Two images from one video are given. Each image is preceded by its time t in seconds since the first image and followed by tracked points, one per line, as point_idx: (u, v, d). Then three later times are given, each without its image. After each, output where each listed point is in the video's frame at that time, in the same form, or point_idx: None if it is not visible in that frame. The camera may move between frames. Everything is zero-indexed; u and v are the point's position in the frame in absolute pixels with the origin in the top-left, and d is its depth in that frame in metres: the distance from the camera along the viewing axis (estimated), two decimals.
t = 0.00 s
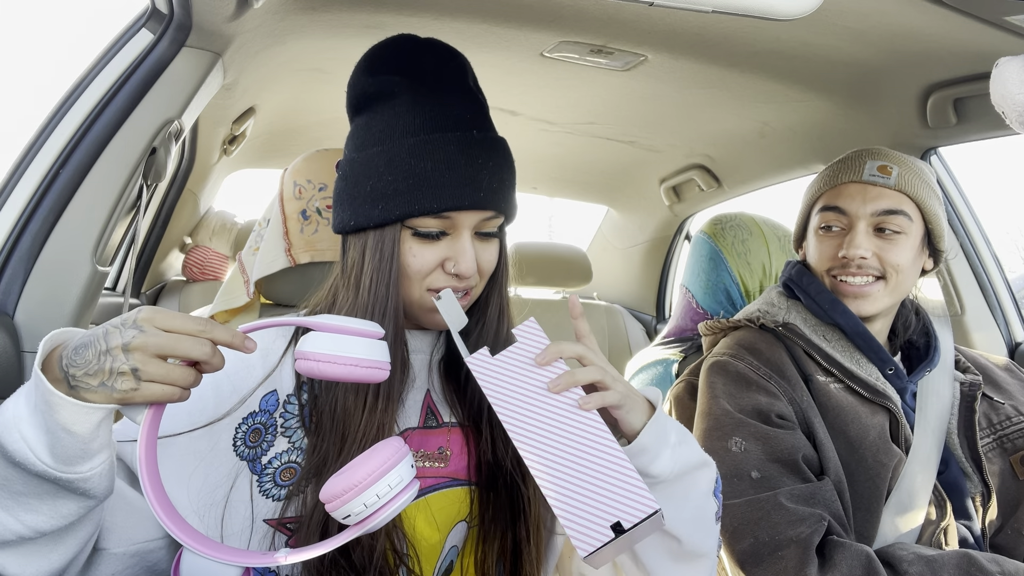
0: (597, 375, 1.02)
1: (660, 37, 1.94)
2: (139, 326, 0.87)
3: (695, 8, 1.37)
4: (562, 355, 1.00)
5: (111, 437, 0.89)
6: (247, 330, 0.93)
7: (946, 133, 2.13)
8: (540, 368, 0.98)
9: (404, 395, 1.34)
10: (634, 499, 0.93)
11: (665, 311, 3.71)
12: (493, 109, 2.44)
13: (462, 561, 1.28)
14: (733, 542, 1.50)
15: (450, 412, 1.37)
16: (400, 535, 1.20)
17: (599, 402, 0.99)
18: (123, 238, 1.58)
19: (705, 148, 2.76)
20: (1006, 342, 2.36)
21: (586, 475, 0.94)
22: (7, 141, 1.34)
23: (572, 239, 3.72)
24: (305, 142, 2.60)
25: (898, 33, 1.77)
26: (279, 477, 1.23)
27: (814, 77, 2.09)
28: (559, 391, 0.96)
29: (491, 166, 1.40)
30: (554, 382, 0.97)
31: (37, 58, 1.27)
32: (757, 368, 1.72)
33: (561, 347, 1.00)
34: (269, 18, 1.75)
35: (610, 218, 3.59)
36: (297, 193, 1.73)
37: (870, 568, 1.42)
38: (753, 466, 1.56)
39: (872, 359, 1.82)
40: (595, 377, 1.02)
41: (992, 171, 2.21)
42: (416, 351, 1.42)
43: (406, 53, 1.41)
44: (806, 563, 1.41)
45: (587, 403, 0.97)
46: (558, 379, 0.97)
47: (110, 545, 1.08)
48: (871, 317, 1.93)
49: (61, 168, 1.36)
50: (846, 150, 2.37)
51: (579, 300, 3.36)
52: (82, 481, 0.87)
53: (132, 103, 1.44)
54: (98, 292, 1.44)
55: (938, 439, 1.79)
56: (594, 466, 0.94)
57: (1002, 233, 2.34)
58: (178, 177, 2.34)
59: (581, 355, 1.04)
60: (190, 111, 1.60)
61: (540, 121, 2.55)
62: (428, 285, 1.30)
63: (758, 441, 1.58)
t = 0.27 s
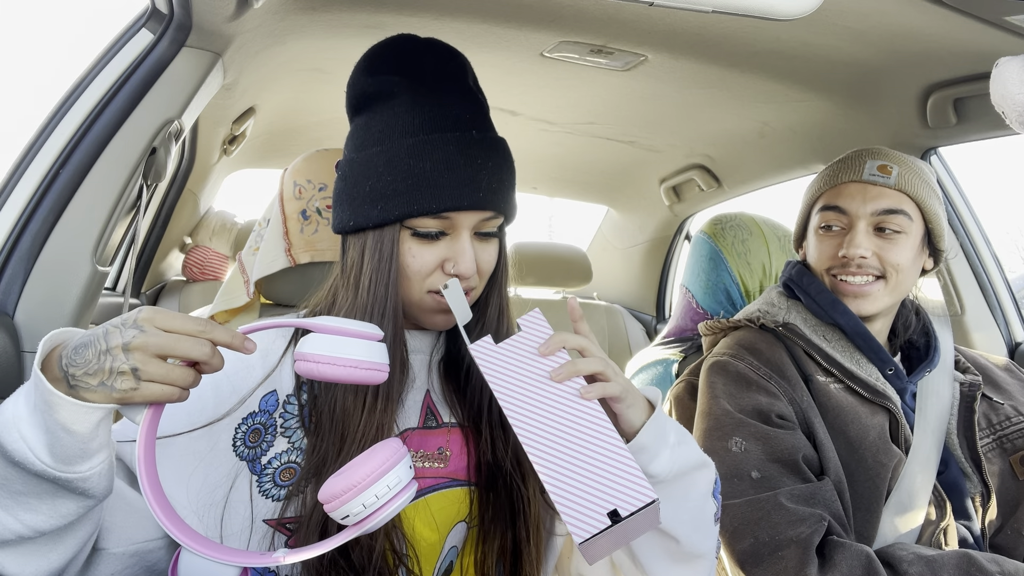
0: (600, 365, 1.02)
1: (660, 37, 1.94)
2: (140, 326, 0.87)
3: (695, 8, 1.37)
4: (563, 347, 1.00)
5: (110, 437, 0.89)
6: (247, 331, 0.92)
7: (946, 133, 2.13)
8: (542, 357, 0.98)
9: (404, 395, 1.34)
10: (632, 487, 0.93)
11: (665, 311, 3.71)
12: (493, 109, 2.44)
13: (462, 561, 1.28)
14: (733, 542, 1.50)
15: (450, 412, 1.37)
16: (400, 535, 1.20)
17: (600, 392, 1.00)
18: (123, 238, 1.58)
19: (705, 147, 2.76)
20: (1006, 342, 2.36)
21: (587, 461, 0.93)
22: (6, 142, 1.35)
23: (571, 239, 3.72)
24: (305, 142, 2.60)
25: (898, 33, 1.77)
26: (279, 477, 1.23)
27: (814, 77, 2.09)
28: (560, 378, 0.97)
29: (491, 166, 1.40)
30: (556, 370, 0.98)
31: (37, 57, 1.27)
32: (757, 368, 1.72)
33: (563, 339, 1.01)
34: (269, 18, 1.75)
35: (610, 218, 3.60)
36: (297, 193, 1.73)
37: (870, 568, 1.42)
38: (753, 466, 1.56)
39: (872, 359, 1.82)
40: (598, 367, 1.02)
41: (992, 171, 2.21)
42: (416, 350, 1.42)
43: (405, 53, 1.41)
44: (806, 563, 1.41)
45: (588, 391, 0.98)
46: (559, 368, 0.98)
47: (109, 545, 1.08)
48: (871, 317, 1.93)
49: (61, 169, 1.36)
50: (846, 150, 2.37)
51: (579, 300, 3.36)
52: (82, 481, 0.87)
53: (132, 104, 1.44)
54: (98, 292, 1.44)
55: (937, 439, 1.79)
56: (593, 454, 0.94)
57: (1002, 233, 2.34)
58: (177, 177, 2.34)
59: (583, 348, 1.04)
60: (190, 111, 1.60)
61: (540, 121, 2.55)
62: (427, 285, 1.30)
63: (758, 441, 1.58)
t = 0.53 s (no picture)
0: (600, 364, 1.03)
1: (660, 37, 1.94)
2: (141, 328, 0.88)
3: (695, 8, 1.37)
4: (563, 345, 1.01)
5: (110, 440, 0.89)
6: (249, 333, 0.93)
7: (946, 133, 2.13)
8: (543, 356, 0.99)
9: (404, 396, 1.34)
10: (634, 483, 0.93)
11: (665, 311, 3.71)
12: (493, 109, 2.44)
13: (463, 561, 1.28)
14: (733, 542, 1.50)
15: (449, 412, 1.37)
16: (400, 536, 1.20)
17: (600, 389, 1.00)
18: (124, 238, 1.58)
19: (705, 147, 2.76)
20: (1006, 342, 2.36)
21: (592, 457, 0.93)
22: (6, 142, 1.35)
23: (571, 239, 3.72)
24: (305, 142, 2.60)
25: (898, 33, 1.77)
26: (279, 478, 1.23)
27: (814, 77, 2.09)
28: (561, 376, 0.97)
29: (490, 166, 1.40)
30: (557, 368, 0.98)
31: (37, 57, 1.27)
32: (757, 368, 1.72)
33: (564, 337, 1.01)
34: (269, 18, 1.75)
35: (610, 218, 3.60)
36: (297, 193, 1.73)
37: (870, 568, 1.42)
38: (754, 466, 1.56)
39: (872, 359, 1.82)
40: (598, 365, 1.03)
41: (991, 171, 2.21)
42: (416, 350, 1.42)
43: (404, 52, 1.41)
44: (807, 563, 1.41)
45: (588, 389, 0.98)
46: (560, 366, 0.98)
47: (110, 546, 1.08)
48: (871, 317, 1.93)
49: (61, 169, 1.36)
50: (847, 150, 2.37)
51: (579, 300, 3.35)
52: (82, 483, 0.87)
53: (132, 104, 1.44)
54: (98, 292, 1.44)
55: (937, 440, 1.79)
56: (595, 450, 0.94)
57: (1002, 233, 2.34)
58: (177, 177, 2.34)
59: (581, 346, 1.05)
60: (190, 111, 1.60)
61: (540, 121, 2.55)
62: (427, 286, 1.30)
63: (758, 441, 1.58)
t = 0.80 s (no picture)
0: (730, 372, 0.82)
1: (660, 37, 1.94)
2: (138, 329, 0.88)
3: (695, 8, 1.37)
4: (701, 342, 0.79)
5: (106, 441, 0.89)
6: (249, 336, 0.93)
7: (946, 133, 2.13)
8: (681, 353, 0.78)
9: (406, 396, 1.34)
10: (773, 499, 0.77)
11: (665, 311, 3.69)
12: (493, 109, 2.44)
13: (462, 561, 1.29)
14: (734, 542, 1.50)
15: (447, 413, 1.37)
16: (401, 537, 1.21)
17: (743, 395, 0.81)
18: (123, 238, 1.58)
19: (705, 147, 2.76)
20: (1006, 342, 2.36)
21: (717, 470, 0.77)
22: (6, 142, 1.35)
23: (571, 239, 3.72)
24: (305, 142, 2.60)
25: (899, 33, 1.77)
26: (278, 478, 1.23)
27: (814, 77, 2.09)
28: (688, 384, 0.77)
29: (491, 164, 1.40)
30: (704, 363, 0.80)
31: (38, 58, 1.27)
32: (757, 368, 1.72)
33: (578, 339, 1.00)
34: (270, 18, 1.75)
35: (610, 218, 3.60)
36: (297, 193, 1.73)
37: (869, 568, 1.41)
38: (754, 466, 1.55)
39: (872, 359, 1.82)
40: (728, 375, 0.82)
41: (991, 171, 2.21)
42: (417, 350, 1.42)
43: (404, 53, 1.41)
44: (807, 563, 1.41)
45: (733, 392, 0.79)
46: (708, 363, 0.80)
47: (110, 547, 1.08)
48: (870, 316, 1.93)
49: (61, 168, 1.36)
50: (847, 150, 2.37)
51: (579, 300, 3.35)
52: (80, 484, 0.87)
53: (132, 104, 1.44)
54: (98, 292, 1.44)
55: (937, 440, 1.78)
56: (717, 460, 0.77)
57: (1002, 233, 2.33)
58: (177, 177, 2.34)
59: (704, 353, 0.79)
60: (190, 111, 1.60)
61: (540, 121, 2.55)
62: (430, 286, 1.30)
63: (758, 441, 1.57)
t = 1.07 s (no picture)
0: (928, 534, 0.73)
1: (660, 37, 1.94)
2: (149, 341, 0.88)
3: (695, 8, 1.37)
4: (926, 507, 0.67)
5: (112, 453, 0.89)
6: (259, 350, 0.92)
7: (946, 133, 2.13)
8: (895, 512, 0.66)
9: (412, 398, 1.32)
10: None
11: (665, 312, 3.67)
12: (493, 109, 2.44)
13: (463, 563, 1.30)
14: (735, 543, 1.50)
15: (447, 414, 1.37)
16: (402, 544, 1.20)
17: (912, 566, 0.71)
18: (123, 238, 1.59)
19: (705, 147, 2.76)
20: (1006, 342, 2.36)
21: None
22: (6, 141, 1.35)
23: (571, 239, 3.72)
24: (305, 142, 2.60)
25: (899, 33, 1.77)
26: (278, 482, 1.24)
27: (813, 77, 2.09)
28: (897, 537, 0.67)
29: (491, 161, 1.41)
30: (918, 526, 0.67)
31: (38, 58, 1.28)
32: (757, 368, 1.72)
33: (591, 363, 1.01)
34: (270, 18, 1.75)
35: (610, 219, 3.60)
36: (296, 193, 1.73)
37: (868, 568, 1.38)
38: (755, 466, 1.55)
39: (872, 360, 1.82)
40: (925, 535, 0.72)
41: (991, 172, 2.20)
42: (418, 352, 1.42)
43: (401, 52, 1.41)
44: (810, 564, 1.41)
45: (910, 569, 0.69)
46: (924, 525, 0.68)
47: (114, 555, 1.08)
48: (872, 317, 1.93)
49: (61, 168, 1.36)
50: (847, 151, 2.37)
51: (579, 300, 3.35)
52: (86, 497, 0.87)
53: (132, 104, 1.44)
54: (98, 292, 1.44)
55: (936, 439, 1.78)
56: None
57: (1002, 233, 2.32)
58: (178, 177, 2.34)
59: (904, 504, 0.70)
60: (190, 111, 1.60)
61: (540, 121, 2.55)
62: (434, 287, 1.30)
63: (759, 441, 1.57)
